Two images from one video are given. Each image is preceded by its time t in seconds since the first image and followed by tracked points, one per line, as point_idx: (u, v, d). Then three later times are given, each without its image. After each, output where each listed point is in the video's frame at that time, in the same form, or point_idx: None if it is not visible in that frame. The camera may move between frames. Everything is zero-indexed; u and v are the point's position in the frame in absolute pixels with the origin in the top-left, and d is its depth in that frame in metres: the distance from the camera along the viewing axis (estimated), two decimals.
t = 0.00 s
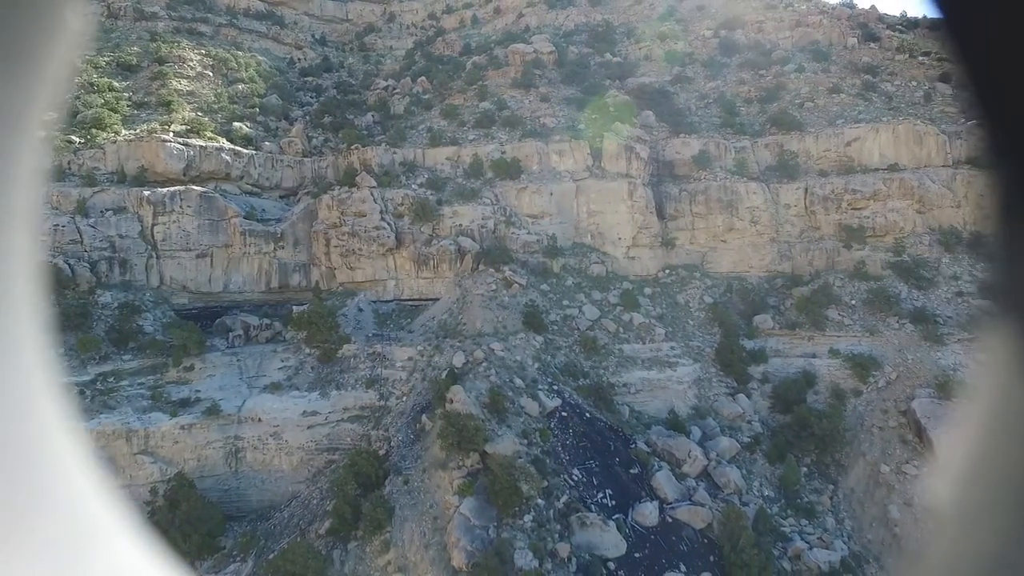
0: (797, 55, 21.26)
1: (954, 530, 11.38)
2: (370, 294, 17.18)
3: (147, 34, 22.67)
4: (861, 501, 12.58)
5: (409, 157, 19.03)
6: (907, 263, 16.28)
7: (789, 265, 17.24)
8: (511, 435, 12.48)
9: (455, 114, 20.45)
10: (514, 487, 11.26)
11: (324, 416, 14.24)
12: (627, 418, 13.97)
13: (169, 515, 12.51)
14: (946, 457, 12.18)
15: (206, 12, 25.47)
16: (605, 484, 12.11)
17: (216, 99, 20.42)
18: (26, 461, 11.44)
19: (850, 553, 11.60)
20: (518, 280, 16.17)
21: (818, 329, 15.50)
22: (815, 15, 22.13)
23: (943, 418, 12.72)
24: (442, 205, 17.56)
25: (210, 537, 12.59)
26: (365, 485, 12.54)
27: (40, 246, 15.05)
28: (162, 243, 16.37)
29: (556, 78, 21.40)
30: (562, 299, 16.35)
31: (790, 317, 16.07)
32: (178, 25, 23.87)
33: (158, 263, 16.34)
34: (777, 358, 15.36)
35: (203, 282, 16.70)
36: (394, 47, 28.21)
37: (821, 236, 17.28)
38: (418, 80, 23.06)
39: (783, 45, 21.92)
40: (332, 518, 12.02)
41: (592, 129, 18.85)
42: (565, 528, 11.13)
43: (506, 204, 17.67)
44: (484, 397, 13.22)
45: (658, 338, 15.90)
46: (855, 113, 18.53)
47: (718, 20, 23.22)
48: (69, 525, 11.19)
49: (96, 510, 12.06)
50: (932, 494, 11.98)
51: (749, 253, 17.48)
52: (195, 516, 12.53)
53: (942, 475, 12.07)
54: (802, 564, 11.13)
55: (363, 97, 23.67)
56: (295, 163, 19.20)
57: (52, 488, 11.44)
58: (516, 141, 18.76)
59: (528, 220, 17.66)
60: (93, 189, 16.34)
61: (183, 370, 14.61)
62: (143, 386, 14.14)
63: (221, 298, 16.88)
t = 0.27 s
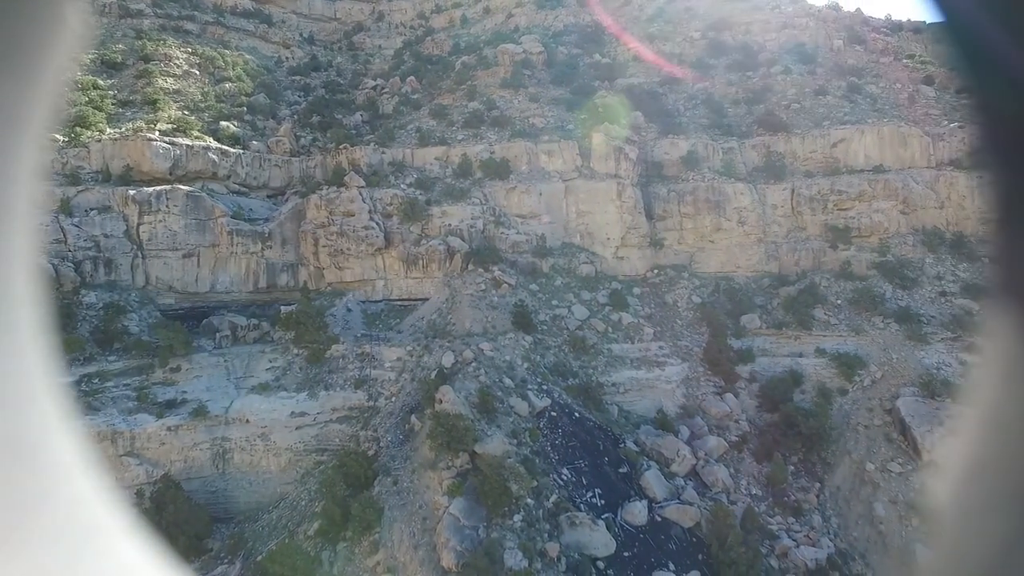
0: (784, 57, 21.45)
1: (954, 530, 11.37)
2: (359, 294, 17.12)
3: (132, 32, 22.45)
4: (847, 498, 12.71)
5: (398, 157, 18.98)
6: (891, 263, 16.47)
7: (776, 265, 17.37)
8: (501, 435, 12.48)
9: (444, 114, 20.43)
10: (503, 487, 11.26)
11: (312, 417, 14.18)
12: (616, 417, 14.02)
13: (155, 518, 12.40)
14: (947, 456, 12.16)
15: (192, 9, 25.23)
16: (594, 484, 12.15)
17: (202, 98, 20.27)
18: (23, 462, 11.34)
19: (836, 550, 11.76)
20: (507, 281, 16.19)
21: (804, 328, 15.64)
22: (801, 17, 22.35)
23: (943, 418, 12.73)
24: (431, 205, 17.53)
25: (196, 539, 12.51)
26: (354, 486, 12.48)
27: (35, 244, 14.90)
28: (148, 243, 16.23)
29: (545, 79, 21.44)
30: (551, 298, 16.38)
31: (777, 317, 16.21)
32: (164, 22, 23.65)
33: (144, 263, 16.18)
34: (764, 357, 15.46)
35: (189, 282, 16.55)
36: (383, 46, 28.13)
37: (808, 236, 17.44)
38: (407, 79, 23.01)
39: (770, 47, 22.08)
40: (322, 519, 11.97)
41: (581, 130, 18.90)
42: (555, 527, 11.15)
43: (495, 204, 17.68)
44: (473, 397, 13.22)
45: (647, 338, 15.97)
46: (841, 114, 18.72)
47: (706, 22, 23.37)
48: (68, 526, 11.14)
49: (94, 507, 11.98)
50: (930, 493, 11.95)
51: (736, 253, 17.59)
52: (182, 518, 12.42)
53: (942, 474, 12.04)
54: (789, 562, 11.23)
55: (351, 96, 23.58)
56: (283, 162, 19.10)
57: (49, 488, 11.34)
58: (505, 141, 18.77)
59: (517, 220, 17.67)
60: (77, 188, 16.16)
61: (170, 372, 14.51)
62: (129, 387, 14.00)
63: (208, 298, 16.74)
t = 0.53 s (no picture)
0: (777, 58, 21.54)
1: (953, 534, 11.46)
2: (353, 294, 17.08)
3: (124, 31, 22.35)
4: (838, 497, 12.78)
5: (391, 157, 18.95)
6: (882, 263, 16.59)
7: (769, 266, 17.43)
8: (495, 435, 12.47)
9: (438, 114, 20.43)
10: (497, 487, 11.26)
11: (305, 418, 14.14)
12: (610, 417, 14.04)
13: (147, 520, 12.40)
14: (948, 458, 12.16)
15: (184, 8, 25.11)
16: (588, 483, 12.16)
17: (195, 97, 20.18)
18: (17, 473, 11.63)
19: (827, 549, 11.87)
20: (500, 281, 16.19)
21: (796, 328, 15.71)
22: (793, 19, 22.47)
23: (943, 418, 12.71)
24: (425, 205, 17.52)
25: (190, 540, 12.51)
26: (347, 487, 12.45)
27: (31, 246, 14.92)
28: (140, 243, 16.14)
29: (538, 79, 21.46)
30: (544, 299, 16.40)
31: (769, 317, 16.28)
32: (155, 21, 23.53)
33: (136, 263, 16.11)
34: (757, 357, 15.51)
35: (181, 282, 16.48)
36: (376, 45, 28.08)
37: (800, 237, 17.53)
38: (401, 79, 22.98)
39: (763, 47, 22.17)
40: (315, 519, 11.95)
41: (575, 130, 18.92)
42: (549, 527, 11.15)
43: (489, 204, 17.68)
44: (467, 397, 13.21)
45: (640, 338, 16.01)
46: (833, 115, 18.83)
47: (699, 23, 23.45)
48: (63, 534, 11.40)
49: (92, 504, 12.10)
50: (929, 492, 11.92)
51: (729, 254, 17.64)
52: (175, 520, 12.43)
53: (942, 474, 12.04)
54: (781, 561, 11.29)
55: (344, 96, 23.54)
56: (276, 161, 19.04)
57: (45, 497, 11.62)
58: (499, 141, 18.78)
59: (511, 221, 17.69)
60: (68, 187, 16.06)
61: (161, 372, 14.41)
62: (120, 387, 13.91)
63: (200, 298, 16.66)
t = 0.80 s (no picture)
0: (772, 59, 21.60)
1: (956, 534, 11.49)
2: (349, 294, 17.06)
3: (119, 29, 22.28)
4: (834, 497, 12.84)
5: (388, 157, 18.93)
6: (877, 263, 16.65)
7: (765, 265, 17.47)
8: (491, 435, 12.48)
9: (434, 114, 20.41)
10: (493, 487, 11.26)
11: (302, 418, 14.12)
12: (606, 417, 14.06)
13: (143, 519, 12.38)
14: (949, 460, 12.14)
15: (179, 6, 25.02)
16: (585, 483, 12.18)
17: (190, 96, 20.11)
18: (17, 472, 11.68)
19: (823, 548, 11.91)
20: (497, 280, 16.19)
21: (792, 328, 15.76)
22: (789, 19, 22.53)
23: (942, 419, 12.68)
24: (421, 204, 17.51)
25: (186, 540, 12.52)
26: (343, 487, 12.43)
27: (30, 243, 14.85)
28: (135, 242, 16.09)
29: (535, 79, 21.47)
30: (541, 298, 16.41)
31: (765, 317, 16.32)
32: (151, 20, 23.45)
33: (131, 263, 16.05)
34: (753, 357, 15.55)
35: (177, 282, 16.43)
36: (372, 45, 28.05)
37: (795, 237, 17.58)
38: (397, 79, 22.95)
39: (758, 48, 22.23)
40: (312, 519, 11.94)
41: (571, 130, 18.94)
42: (545, 527, 11.16)
43: (486, 204, 17.68)
44: (464, 397, 13.21)
45: (637, 338, 16.03)
46: (829, 116, 18.89)
47: (695, 23, 23.49)
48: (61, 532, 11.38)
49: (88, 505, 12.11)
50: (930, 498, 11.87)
51: (725, 254, 17.68)
52: (170, 520, 12.42)
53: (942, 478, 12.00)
54: (778, 560, 11.33)
55: (340, 95, 23.50)
56: (272, 161, 19.00)
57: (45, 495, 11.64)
58: (495, 141, 18.78)
59: (508, 221, 17.69)
60: (63, 187, 15.99)
61: (157, 372, 14.37)
62: (116, 388, 13.88)
63: (196, 298, 16.61)
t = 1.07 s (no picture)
0: (769, 59, 21.64)
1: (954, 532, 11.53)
2: (346, 294, 17.04)
3: (115, 28, 22.21)
4: (830, 497, 12.87)
5: (385, 157, 18.92)
6: (874, 264, 16.69)
7: (762, 266, 17.49)
8: (489, 435, 12.48)
9: (431, 113, 20.40)
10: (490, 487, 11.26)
11: (299, 418, 14.10)
12: (603, 417, 14.07)
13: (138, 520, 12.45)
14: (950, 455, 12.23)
15: (176, 5, 24.94)
16: (581, 483, 12.18)
17: (187, 96, 20.06)
18: (11, 481, 11.70)
19: (819, 548, 11.93)
20: (494, 280, 16.18)
21: (789, 328, 15.79)
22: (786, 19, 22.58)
23: (942, 416, 12.75)
24: (418, 205, 17.51)
25: (183, 540, 12.57)
26: (340, 487, 12.42)
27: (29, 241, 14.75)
28: (131, 242, 16.01)
29: (532, 79, 21.47)
30: (538, 299, 16.41)
31: (761, 317, 16.34)
32: (147, 19, 23.39)
33: (128, 262, 15.98)
34: (750, 357, 15.57)
35: (174, 282, 16.39)
36: (370, 45, 28.02)
37: (792, 237, 17.60)
38: (394, 78, 22.94)
39: (755, 48, 22.26)
40: (308, 520, 11.91)
41: (568, 130, 18.94)
42: (542, 527, 11.15)
43: (483, 204, 17.67)
44: (461, 397, 13.21)
45: (634, 338, 16.02)
46: (825, 116, 18.93)
47: (692, 23, 23.52)
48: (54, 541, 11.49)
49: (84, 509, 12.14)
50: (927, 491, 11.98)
51: (723, 254, 17.70)
52: (166, 520, 12.51)
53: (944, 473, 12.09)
54: (774, 560, 11.35)
55: (337, 95, 23.47)
56: (269, 161, 18.98)
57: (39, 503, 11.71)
58: (493, 141, 18.78)
59: (505, 221, 17.69)
60: (59, 186, 15.90)
61: (153, 372, 14.33)
62: (112, 388, 13.85)
63: (193, 298, 16.57)
